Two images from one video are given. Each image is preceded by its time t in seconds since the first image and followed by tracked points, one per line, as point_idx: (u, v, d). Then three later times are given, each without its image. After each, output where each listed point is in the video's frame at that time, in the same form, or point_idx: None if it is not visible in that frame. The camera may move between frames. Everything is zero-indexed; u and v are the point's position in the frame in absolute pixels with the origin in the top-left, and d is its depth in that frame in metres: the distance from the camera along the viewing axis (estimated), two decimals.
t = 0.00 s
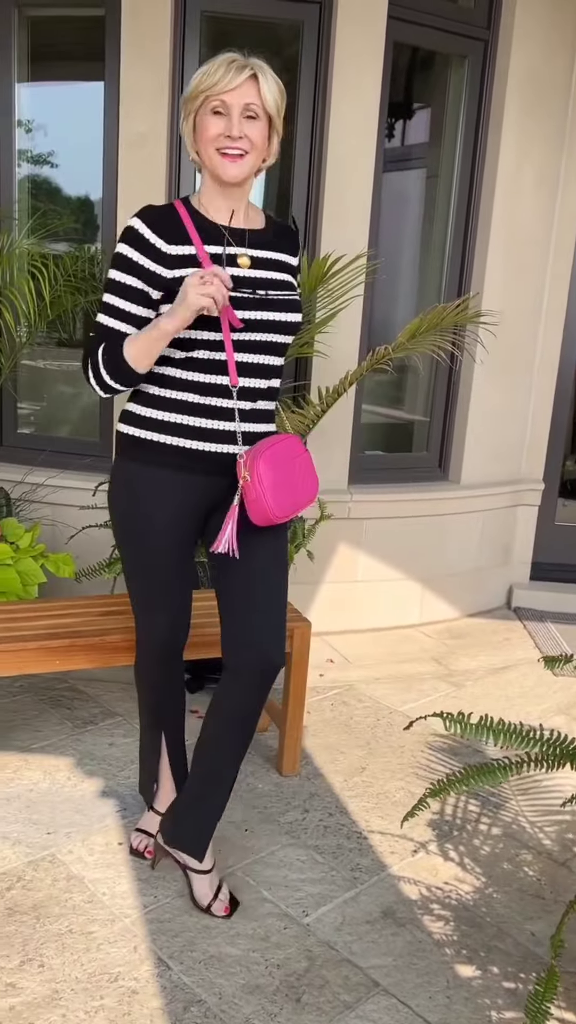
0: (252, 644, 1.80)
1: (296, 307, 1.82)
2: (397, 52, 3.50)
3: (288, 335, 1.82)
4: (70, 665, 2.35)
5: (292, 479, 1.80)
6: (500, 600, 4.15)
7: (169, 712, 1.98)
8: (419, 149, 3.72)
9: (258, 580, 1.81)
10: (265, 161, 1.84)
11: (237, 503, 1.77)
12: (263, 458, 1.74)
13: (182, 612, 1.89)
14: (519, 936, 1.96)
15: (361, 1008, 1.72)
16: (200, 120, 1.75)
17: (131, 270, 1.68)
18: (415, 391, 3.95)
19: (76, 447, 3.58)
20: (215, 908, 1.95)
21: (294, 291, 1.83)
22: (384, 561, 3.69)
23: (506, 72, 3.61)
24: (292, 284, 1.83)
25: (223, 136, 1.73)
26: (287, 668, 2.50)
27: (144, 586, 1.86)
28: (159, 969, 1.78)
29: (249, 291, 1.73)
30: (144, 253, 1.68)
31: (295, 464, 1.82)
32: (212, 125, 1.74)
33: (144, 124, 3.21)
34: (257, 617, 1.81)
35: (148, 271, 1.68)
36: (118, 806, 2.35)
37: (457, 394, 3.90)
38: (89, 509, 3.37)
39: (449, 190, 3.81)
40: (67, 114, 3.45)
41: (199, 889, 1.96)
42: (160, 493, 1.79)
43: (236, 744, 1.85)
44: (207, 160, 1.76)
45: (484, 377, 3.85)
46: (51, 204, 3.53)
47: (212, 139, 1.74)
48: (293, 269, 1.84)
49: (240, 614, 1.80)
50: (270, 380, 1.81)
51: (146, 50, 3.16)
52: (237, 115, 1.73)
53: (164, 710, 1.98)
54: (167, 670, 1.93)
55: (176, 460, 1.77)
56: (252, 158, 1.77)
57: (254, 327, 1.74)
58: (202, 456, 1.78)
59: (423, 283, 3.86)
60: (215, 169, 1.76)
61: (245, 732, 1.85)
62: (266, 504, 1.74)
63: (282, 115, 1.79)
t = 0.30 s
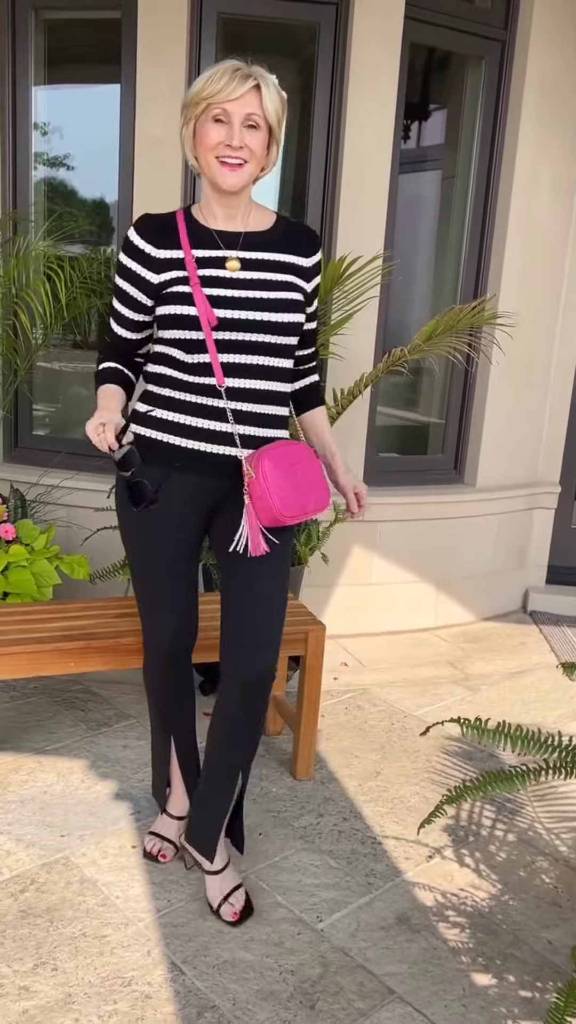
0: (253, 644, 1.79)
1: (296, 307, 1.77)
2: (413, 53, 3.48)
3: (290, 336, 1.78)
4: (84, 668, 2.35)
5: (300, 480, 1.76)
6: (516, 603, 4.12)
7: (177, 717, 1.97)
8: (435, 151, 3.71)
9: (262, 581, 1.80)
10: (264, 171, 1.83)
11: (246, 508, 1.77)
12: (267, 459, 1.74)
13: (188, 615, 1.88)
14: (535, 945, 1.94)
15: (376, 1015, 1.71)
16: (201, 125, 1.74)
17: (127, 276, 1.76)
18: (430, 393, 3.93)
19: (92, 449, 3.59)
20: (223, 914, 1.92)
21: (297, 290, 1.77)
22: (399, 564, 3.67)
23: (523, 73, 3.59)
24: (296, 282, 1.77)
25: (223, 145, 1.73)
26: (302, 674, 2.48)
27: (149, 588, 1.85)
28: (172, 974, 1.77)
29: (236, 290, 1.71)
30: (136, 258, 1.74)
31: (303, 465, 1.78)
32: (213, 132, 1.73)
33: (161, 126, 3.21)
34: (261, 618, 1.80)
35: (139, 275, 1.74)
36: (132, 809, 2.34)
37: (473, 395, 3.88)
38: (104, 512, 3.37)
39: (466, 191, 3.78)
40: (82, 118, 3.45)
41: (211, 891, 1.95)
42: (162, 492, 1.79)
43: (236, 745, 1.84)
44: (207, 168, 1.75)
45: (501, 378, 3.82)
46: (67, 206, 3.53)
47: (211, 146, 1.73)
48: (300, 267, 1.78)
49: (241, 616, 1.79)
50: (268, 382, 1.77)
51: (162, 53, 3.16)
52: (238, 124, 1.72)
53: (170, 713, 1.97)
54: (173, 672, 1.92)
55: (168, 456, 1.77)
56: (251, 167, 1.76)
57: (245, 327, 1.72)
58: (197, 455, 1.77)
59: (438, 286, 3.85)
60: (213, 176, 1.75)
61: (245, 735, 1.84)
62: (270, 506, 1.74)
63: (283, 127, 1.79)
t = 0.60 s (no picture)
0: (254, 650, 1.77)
1: (299, 299, 1.70)
2: (424, 53, 3.47)
3: (289, 328, 1.71)
4: (93, 669, 2.34)
5: (277, 487, 1.70)
6: (527, 605, 4.10)
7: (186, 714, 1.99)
8: (445, 151, 3.69)
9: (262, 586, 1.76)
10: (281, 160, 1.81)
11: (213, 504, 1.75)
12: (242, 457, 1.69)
13: (199, 613, 1.90)
14: (546, 950, 1.92)
15: (385, 1020, 1.69)
16: (216, 115, 1.73)
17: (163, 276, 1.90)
18: (440, 394, 3.92)
19: (101, 450, 3.59)
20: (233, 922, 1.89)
21: (298, 280, 1.70)
22: (408, 566, 3.65)
23: (534, 72, 3.57)
24: (299, 272, 1.70)
25: (238, 133, 1.72)
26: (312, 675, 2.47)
27: (166, 580, 1.89)
28: (180, 977, 1.77)
29: (221, 279, 1.71)
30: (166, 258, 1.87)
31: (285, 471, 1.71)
32: (228, 121, 1.72)
33: (170, 127, 3.21)
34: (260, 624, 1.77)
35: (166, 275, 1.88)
36: (140, 811, 2.34)
37: (484, 395, 3.86)
38: (113, 513, 3.37)
39: (477, 191, 3.77)
40: (92, 119, 3.46)
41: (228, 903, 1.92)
42: (169, 486, 1.83)
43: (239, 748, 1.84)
44: (223, 157, 1.75)
45: (511, 377, 3.80)
46: (77, 208, 3.53)
47: (227, 136, 1.73)
48: (313, 256, 1.71)
49: (244, 624, 1.77)
50: (257, 375, 1.72)
51: (172, 54, 3.16)
52: (254, 113, 1.71)
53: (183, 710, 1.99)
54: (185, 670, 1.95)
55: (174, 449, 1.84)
56: (267, 156, 1.75)
57: (228, 317, 1.71)
58: (191, 452, 1.79)
59: (448, 287, 3.84)
60: (229, 166, 1.75)
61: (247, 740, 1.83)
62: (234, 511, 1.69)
63: (300, 114, 1.77)
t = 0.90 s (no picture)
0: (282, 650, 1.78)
1: (284, 291, 1.65)
2: (429, 52, 3.47)
3: (274, 321, 1.67)
4: (98, 669, 2.33)
5: (244, 479, 1.73)
6: (533, 606, 4.09)
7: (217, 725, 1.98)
8: (451, 152, 3.69)
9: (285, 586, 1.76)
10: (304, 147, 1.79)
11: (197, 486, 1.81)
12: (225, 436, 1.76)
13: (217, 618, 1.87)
14: (552, 952, 1.91)
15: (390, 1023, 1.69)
16: (230, 109, 1.72)
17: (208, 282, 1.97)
18: (446, 395, 3.92)
19: (106, 450, 3.59)
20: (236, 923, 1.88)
21: (281, 270, 1.65)
22: (414, 567, 3.64)
23: (540, 71, 3.56)
24: (284, 263, 1.65)
25: (251, 126, 1.71)
26: (317, 676, 2.46)
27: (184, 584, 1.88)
28: (184, 978, 1.76)
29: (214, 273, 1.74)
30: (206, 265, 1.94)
31: (258, 464, 1.72)
32: (242, 115, 1.71)
33: (175, 128, 3.21)
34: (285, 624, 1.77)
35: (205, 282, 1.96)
36: (145, 812, 2.33)
37: (490, 394, 3.85)
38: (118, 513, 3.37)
39: (482, 191, 3.76)
40: (98, 120, 3.46)
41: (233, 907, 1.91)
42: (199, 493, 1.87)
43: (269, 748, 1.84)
44: (240, 150, 1.74)
45: (518, 377, 3.79)
46: (83, 209, 3.53)
47: (240, 129, 1.72)
48: (301, 247, 1.65)
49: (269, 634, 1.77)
50: (246, 367, 1.70)
51: (177, 55, 3.16)
52: (266, 103, 1.69)
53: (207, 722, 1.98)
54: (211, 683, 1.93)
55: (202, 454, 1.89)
56: (283, 147, 1.73)
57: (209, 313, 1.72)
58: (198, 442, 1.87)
59: (454, 287, 3.83)
60: (246, 159, 1.74)
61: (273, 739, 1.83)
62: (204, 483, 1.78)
63: (319, 99, 1.73)
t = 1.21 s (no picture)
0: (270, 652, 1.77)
1: (275, 293, 1.66)
2: (431, 52, 3.46)
3: (264, 322, 1.68)
4: (99, 669, 2.33)
5: (218, 472, 1.74)
6: (537, 606, 4.08)
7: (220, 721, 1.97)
8: (454, 151, 3.68)
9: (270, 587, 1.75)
10: (311, 148, 1.76)
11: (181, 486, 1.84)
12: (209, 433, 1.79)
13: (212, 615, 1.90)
14: (555, 953, 1.90)
15: None
16: (231, 124, 1.73)
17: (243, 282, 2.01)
18: (449, 395, 3.91)
19: (109, 451, 3.59)
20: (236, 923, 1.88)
21: (270, 271, 1.66)
22: (417, 567, 3.64)
23: (542, 69, 3.54)
24: (274, 264, 1.66)
25: (250, 138, 1.71)
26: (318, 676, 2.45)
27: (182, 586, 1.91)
28: (185, 980, 1.76)
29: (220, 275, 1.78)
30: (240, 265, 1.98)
31: (230, 456, 1.72)
32: (240, 129, 1.71)
33: (176, 128, 3.21)
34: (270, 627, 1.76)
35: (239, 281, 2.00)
36: (146, 812, 2.33)
37: (493, 394, 3.84)
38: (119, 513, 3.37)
39: (485, 191, 3.75)
40: (101, 121, 3.46)
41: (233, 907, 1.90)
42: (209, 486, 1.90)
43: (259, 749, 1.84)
44: (245, 164, 1.75)
45: (520, 377, 3.78)
46: (87, 210, 3.53)
47: (242, 144, 1.73)
48: (291, 248, 1.65)
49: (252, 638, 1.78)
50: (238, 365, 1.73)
51: (178, 56, 3.16)
52: (261, 113, 1.68)
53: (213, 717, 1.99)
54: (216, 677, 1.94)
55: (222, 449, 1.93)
56: (285, 154, 1.71)
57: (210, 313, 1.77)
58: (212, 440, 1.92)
59: (457, 287, 3.82)
60: (251, 171, 1.75)
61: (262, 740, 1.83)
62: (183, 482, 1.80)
63: (317, 99, 1.69)
